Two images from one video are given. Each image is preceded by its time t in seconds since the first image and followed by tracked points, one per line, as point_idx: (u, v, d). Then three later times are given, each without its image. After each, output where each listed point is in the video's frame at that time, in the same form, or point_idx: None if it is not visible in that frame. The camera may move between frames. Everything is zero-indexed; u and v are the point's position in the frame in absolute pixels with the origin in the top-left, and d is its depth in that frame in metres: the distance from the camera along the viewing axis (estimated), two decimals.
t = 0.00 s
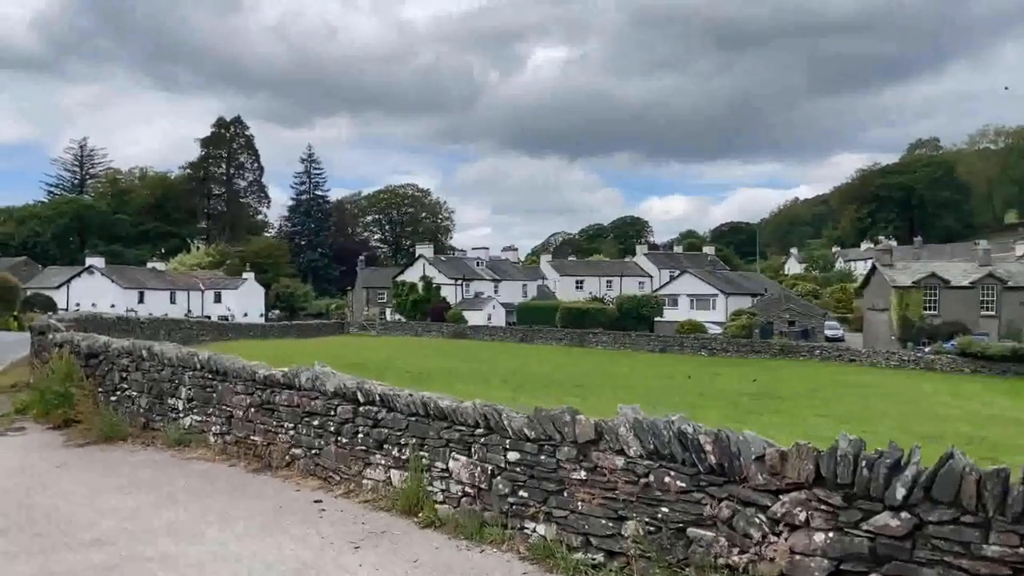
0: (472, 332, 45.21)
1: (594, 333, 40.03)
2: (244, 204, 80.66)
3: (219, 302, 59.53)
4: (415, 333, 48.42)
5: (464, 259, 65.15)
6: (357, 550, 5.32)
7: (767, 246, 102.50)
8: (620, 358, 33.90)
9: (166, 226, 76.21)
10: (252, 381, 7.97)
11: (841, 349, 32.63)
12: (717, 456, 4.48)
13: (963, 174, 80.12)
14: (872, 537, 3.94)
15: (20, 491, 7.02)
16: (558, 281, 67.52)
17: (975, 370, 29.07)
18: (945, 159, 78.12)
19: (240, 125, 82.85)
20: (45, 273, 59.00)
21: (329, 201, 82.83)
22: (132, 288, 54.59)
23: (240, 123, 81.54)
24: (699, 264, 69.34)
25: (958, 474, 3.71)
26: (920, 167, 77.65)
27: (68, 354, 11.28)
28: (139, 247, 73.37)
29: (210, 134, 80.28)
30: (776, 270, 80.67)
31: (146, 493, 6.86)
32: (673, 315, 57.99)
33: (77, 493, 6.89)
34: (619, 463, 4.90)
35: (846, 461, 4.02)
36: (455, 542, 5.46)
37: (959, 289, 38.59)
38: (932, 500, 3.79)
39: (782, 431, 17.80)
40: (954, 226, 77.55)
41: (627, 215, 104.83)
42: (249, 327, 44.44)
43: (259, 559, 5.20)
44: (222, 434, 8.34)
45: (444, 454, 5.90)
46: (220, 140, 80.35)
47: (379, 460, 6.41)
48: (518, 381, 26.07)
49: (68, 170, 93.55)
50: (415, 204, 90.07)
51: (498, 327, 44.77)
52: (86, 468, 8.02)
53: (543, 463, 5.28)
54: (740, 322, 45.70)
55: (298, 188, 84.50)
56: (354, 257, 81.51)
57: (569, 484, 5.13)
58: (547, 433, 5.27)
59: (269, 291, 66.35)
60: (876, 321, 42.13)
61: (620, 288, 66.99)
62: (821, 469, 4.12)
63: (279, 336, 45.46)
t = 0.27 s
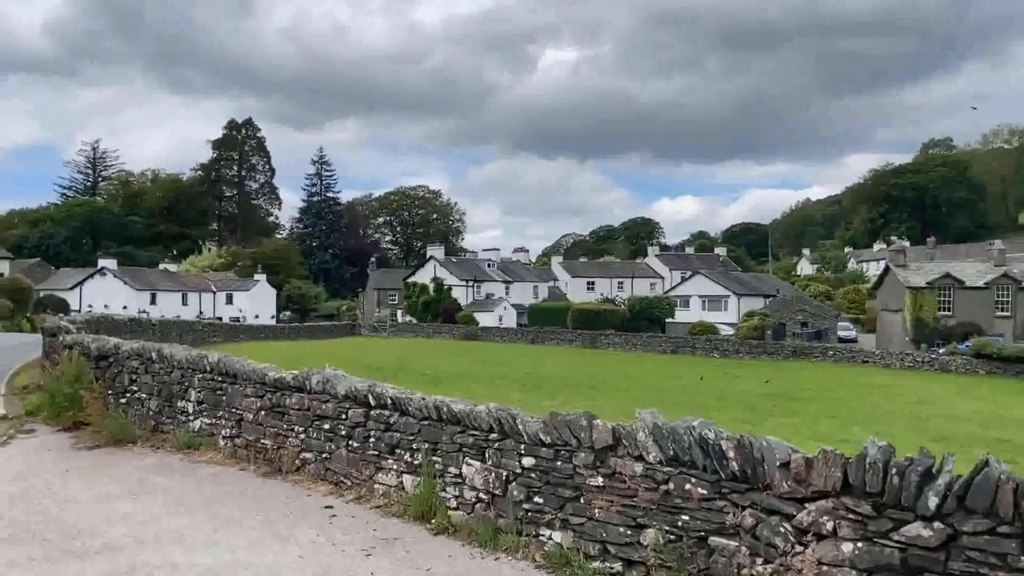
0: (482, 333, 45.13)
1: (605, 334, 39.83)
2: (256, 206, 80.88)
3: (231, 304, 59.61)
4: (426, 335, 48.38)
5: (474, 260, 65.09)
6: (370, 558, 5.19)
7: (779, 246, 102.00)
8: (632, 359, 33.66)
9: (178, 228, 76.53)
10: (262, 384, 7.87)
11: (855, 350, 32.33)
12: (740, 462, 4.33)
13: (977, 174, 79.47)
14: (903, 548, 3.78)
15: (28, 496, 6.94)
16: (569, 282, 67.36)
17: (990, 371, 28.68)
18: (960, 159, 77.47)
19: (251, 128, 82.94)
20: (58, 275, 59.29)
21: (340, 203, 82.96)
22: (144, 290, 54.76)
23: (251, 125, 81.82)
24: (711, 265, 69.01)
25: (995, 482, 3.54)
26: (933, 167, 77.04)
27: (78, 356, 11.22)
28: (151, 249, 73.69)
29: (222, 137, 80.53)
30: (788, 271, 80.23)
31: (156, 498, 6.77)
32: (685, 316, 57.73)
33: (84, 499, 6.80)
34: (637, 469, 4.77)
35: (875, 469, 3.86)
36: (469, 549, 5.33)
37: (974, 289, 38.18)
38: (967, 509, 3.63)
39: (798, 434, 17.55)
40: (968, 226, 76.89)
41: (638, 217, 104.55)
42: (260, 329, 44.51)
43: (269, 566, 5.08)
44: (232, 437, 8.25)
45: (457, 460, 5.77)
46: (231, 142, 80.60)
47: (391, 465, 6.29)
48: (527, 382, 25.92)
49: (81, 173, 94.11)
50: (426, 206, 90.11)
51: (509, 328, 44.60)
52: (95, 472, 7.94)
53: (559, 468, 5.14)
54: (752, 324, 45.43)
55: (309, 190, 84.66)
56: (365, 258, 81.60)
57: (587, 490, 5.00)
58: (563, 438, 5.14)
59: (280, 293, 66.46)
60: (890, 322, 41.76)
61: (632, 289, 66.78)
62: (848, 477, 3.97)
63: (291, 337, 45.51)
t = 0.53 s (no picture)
0: (494, 335, 45.02)
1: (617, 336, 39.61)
2: (269, 208, 81.13)
3: (244, 305, 59.57)
4: (438, 336, 48.32)
5: (486, 262, 65.00)
6: (378, 562, 5.09)
7: (792, 248, 101.42)
8: (644, 361, 33.43)
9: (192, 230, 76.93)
10: (270, 384, 7.79)
11: (869, 351, 32.01)
12: (757, 465, 4.21)
13: (993, 174, 78.67)
14: (929, 555, 3.64)
15: (36, 497, 6.88)
16: (580, 284, 67.15)
17: (1007, 373, 28.18)
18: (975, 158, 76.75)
19: (264, 129, 82.99)
20: (72, 276, 59.65)
21: (351, 205, 83.11)
22: (158, 291, 54.97)
23: (264, 127, 82.04)
24: (723, 266, 68.65)
25: None
26: (948, 167, 76.39)
27: (89, 356, 11.20)
28: (165, 251, 74.05)
29: (235, 139, 80.83)
30: (801, 272, 79.70)
31: (163, 500, 6.70)
32: (697, 318, 57.43)
33: (90, 501, 6.72)
34: (651, 472, 4.64)
35: (899, 473, 3.72)
36: (479, 553, 5.22)
37: (990, 290, 37.77)
38: (995, 515, 3.48)
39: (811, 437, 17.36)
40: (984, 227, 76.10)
41: (649, 218, 104.23)
42: (273, 331, 44.58)
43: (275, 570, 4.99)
44: (240, 437, 8.17)
45: (466, 462, 5.66)
46: (244, 145, 80.94)
47: (400, 467, 6.18)
48: (539, 384, 25.76)
49: (96, 176, 94.72)
50: (437, 208, 90.17)
51: (521, 330, 44.43)
52: (104, 473, 7.89)
53: (570, 471, 5.02)
54: (765, 325, 45.11)
55: (321, 192, 84.85)
56: (376, 260, 81.70)
57: (599, 493, 4.87)
58: (574, 439, 5.02)
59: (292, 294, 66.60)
60: (905, 323, 41.40)
61: (643, 291, 66.53)
62: (871, 480, 3.83)
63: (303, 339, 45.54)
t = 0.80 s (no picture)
0: (503, 336, 44.88)
1: (627, 337, 39.38)
2: (280, 209, 81.32)
3: (254, 306, 59.81)
4: (448, 337, 48.23)
5: (496, 262, 64.89)
6: (377, 569, 4.95)
7: (803, 249, 100.83)
8: (655, 362, 33.19)
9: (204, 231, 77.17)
10: (273, 386, 7.67)
11: (882, 353, 31.64)
12: (769, 473, 4.06)
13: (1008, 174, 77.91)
14: (949, 568, 3.47)
15: (37, 499, 6.80)
16: (590, 284, 66.87)
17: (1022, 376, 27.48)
18: (990, 157, 76.07)
19: (276, 131, 83.45)
20: (85, 277, 59.95)
21: (362, 206, 83.19)
22: (170, 292, 55.10)
23: (276, 129, 82.30)
24: (735, 267, 68.27)
25: None
26: (963, 166, 75.71)
27: (94, 357, 11.13)
28: (177, 251, 74.33)
29: (246, 141, 81.30)
30: (813, 273, 79.19)
31: (164, 502, 6.59)
32: (708, 319, 57.11)
33: (90, 503, 6.61)
34: (659, 478, 4.48)
35: (918, 481, 3.56)
36: (480, 561, 5.07)
37: (1006, 291, 37.25)
38: (1018, 525, 3.30)
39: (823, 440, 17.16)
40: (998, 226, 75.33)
41: (660, 219, 103.88)
42: (283, 331, 44.57)
43: None
44: (242, 440, 8.07)
45: (469, 467, 5.52)
46: (256, 147, 81.39)
47: (402, 471, 6.05)
48: (548, 385, 25.58)
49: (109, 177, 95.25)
50: (447, 209, 90.17)
51: (530, 331, 44.24)
52: (105, 475, 7.79)
53: (575, 477, 4.87)
54: (777, 326, 44.78)
55: (332, 193, 84.98)
56: (386, 260, 81.76)
57: (604, 500, 4.72)
58: (579, 444, 4.87)
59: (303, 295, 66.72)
60: (919, 324, 41.05)
61: (653, 291, 66.25)
62: (888, 489, 3.66)
63: (313, 340, 45.52)
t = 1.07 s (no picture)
0: (509, 336, 44.72)
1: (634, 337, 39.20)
2: (288, 209, 81.37)
3: (261, 306, 59.86)
4: (455, 338, 48.12)
5: (503, 262, 64.76)
6: None
7: (812, 249, 100.35)
8: (662, 363, 33.02)
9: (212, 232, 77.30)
10: (272, 389, 7.55)
11: (892, 355, 31.38)
12: (778, 483, 3.91)
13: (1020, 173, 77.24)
14: None
15: (32, 504, 6.70)
16: (597, 285, 66.66)
17: None
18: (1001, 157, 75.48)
19: (283, 131, 83.33)
20: (93, 278, 60.09)
21: (369, 206, 83.20)
22: (178, 292, 55.14)
23: (284, 129, 82.22)
24: (743, 267, 67.96)
25: None
26: (973, 167, 75.14)
27: (95, 359, 11.05)
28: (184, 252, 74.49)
29: (254, 141, 81.06)
30: (822, 274, 78.78)
31: (160, 507, 6.48)
32: (716, 319, 56.83)
33: (85, 508, 6.50)
34: (663, 488, 4.34)
35: (933, 494, 3.40)
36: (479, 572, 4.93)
37: (1017, 292, 36.55)
38: None
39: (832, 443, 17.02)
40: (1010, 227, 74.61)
41: (668, 219, 103.55)
42: (289, 331, 44.54)
43: None
44: (242, 443, 7.95)
45: (468, 473, 5.39)
46: (263, 147, 81.21)
47: (401, 477, 5.91)
48: (553, 386, 25.41)
49: (118, 178, 95.57)
50: (455, 209, 90.09)
51: (538, 331, 44.06)
52: (103, 478, 7.69)
53: (577, 485, 4.73)
54: (785, 328, 44.51)
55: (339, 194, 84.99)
56: (394, 261, 81.77)
57: (606, 509, 4.58)
58: (582, 451, 4.73)
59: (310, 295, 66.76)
60: (930, 325, 40.67)
61: (661, 292, 65.98)
62: (902, 502, 3.51)
63: (320, 340, 45.47)
